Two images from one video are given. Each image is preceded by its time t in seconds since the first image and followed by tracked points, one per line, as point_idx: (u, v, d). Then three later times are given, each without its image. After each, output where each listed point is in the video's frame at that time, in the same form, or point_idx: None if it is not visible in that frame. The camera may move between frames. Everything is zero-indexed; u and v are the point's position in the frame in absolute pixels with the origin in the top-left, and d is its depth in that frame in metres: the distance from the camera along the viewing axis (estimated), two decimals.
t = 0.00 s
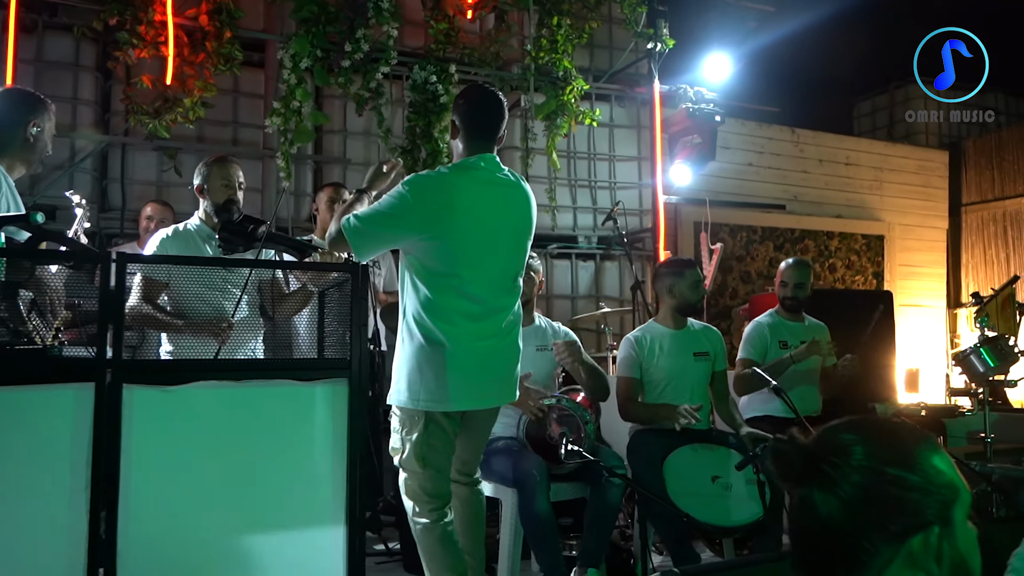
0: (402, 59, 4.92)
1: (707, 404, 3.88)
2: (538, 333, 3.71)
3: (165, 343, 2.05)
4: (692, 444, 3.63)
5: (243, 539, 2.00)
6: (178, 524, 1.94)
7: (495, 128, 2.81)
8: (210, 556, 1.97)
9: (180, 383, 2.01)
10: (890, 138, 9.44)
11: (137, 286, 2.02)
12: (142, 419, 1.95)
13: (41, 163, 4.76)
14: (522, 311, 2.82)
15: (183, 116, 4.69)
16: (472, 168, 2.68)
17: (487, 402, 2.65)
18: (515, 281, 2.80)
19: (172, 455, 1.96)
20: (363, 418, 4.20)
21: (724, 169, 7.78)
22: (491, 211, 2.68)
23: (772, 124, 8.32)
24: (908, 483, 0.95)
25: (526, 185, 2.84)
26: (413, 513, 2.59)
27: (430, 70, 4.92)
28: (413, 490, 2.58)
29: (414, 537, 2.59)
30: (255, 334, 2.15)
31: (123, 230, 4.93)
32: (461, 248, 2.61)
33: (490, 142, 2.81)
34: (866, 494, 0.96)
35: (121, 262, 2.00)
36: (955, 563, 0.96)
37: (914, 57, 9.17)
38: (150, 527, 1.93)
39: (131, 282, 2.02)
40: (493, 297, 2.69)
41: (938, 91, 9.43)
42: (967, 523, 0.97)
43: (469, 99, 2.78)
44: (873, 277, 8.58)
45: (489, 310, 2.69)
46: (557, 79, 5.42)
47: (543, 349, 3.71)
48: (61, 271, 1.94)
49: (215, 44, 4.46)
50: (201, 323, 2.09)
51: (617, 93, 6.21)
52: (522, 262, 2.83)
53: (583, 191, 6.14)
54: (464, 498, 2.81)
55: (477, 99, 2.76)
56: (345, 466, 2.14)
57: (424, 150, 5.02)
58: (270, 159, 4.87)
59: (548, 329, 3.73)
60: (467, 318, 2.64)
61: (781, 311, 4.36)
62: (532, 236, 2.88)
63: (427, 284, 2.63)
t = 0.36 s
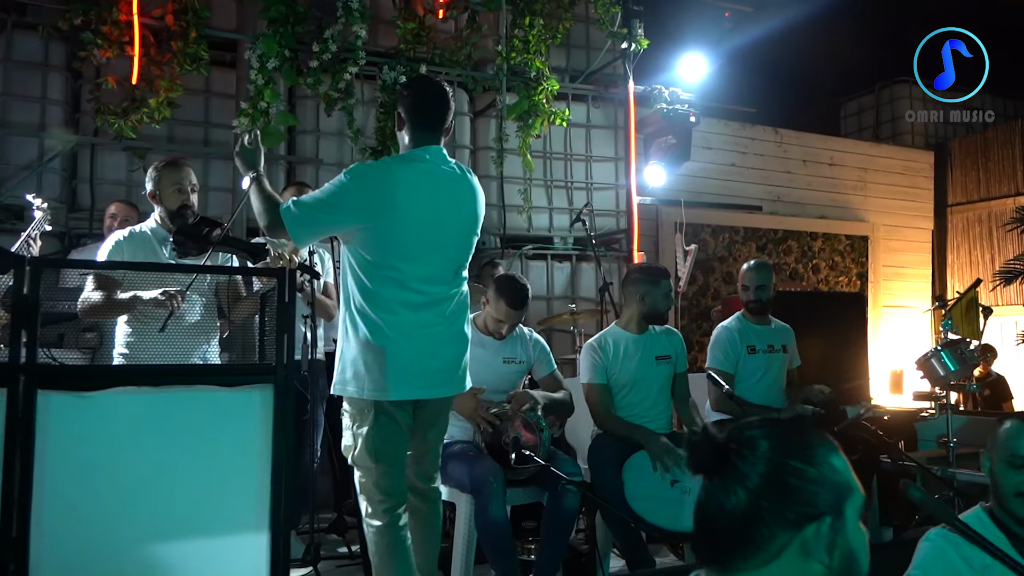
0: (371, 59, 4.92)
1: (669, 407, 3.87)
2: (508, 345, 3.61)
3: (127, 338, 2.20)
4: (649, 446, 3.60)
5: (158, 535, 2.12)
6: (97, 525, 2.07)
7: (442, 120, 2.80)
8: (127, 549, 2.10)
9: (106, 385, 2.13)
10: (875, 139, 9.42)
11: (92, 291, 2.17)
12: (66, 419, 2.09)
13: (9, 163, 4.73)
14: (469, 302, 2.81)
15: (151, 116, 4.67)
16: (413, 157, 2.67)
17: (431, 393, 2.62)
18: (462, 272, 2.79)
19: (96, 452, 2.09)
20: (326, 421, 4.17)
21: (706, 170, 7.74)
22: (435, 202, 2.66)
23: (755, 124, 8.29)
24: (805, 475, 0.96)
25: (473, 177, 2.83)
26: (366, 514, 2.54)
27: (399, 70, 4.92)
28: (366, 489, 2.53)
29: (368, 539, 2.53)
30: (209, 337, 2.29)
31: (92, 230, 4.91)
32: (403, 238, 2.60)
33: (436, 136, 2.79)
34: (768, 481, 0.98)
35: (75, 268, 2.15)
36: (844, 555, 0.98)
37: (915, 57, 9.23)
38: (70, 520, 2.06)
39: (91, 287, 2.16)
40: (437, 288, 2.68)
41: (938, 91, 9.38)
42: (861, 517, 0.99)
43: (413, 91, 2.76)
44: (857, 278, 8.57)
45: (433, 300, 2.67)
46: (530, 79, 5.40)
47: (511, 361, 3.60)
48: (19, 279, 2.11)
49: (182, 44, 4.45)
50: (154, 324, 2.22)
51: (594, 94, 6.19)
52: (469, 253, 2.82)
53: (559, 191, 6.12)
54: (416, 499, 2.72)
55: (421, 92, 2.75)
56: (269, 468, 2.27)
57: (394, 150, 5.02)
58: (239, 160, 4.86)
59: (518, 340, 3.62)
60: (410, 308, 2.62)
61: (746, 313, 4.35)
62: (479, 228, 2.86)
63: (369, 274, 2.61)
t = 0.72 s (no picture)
0: (362, 61, 4.90)
1: (659, 412, 3.80)
2: (483, 345, 3.56)
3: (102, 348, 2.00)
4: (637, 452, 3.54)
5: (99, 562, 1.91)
6: (34, 545, 1.86)
7: (411, 122, 2.76)
8: None
9: (39, 399, 1.91)
10: (886, 136, 9.27)
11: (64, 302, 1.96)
12: None
13: (2, 168, 4.75)
14: (439, 306, 2.75)
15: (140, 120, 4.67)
16: (375, 159, 2.63)
17: (397, 397, 2.56)
18: (430, 275, 2.73)
19: (25, 474, 1.87)
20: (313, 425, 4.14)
21: (711, 169, 7.64)
22: (399, 202, 2.62)
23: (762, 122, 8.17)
24: (696, 503, 1.01)
25: (441, 178, 2.78)
26: (334, 522, 2.49)
27: (390, 72, 4.90)
28: (333, 497, 2.47)
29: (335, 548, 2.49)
30: (191, 341, 2.08)
31: (85, 234, 4.92)
32: (366, 239, 2.55)
33: (405, 137, 2.75)
34: (657, 509, 1.02)
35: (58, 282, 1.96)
36: None
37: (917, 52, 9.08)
38: None
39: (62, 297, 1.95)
40: (402, 290, 2.62)
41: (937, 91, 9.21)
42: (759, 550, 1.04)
43: (381, 94, 2.73)
44: (867, 278, 8.43)
45: (399, 303, 2.62)
46: (524, 79, 5.35)
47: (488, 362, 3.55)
48: None
49: (170, 48, 4.45)
50: (127, 332, 2.02)
51: (592, 93, 6.12)
52: (437, 255, 2.76)
53: (557, 192, 6.05)
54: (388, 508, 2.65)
55: (389, 93, 2.72)
56: (219, 482, 2.03)
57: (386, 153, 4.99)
58: (229, 163, 4.86)
59: (492, 340, 3.58)
60: (375, 311, 2.57)
61: (740, 316, 4.27)
62: (448, 230, 2.81)
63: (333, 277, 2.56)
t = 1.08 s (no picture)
0: (375, 53, 4.84)
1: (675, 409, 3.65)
2: (483, 334, 3.60)
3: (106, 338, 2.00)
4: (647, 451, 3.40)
5: (71, 562, 1.86)
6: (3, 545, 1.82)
7: (405, 118, 2.68)
8: None
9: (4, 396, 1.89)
10: (927, 123, 8.93)
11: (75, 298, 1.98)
12: None
13: (24, 169, 4.80)
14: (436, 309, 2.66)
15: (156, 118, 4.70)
16: (371, 161, 2.54)
17: (390, 405, 2.49)
18: (427, 278, 2.64)
19: None
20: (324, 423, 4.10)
21: (741, 159, 7.43)
22: (395, 205, 2.53)
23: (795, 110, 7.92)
24: (561, 535, 0.83)
25: (439, 177, 2.69)
26: (318, 526, 2.47)
27: (403, 64, 4.82)
28: (317, 501, 2.46)
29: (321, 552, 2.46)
30: (195, 336, 2.05)
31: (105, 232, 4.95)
32: (360, 244, 2.47)
33: (400, 134, 2.67)
34: (514, 546, 0.84)
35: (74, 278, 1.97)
36: None
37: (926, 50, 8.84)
38: None
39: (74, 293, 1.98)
40: (397, 296, 2.54)
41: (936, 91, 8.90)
42: None
43: (374, 88, 2.66)
44: (908, 269, 8.13)
45: (394, 309, 2.54)
46: (541, 69, 5.24)
47: (489, 350, 3.59)
48: None
49: (182, 44, 4.47)
50: (138, 320, 2.01)
51: (614, 82, 5.97)
52: (435, 258, 2.67)
53: (579, 184, 5.92)
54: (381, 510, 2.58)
55: (383, 89, 2.65)
56: (195, 480, 1.97)
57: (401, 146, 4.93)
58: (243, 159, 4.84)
59: (492, 329, 3.62)
60: (368, 318, 2.49)
61: (762, 310, 4.10)
62: (447, 230, 2.72)
63: (325, 282, 2.49)
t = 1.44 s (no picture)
0: (408, 53, 4.78)
1: (714, 415, 3.48)
2: (512, 336, 3.51)
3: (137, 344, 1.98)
4: (683, 460, 3.26)
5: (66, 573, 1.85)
6: None
7: (420, 112, 2.58)
8: None
9: None
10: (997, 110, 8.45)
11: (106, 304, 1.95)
12: None
13: (71, 176, 4.91)
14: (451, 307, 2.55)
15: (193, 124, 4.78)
16: (383, 152, 2.43)
17: (402, 407, 2.40)
18: (442, 274, 2.53)
19: None
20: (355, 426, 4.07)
21: (795, 152, 7.14)
22: (408, 199, 2.41)
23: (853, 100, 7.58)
24: None
25: (455, 170, 2.56)
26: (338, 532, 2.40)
27: (437, 63, 4.75)
28: (336, 508, 2.39)
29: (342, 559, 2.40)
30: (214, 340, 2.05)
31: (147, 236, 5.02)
32: (371, 241, 2.37)
33: (415, 130, 2.57)
34: None
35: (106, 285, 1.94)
36: None
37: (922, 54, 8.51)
38: None
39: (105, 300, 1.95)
40: (410, 294, 2.44)
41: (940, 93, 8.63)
42: None
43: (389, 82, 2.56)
44: (977, 265, 7.73)
45: (406, 307, 2.44)
46: (578, 64, 5.10)
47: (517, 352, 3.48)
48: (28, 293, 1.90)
49: (216, 49, 4.50)
50: (160, 328, 1.99)
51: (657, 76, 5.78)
52: (451, 253, 2.56)
53: (621, 180, 5.78)
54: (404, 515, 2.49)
55: (397, 82, 2.54)
56: (192, 491, 1.95)
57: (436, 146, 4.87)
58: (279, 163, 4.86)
59: (519, 332, 3.52)
60: (379, 316, 2.40)
61: (803, 311, 3.91)
62: (465, 224, 2.60)
63: (336, 278, 2.40)
